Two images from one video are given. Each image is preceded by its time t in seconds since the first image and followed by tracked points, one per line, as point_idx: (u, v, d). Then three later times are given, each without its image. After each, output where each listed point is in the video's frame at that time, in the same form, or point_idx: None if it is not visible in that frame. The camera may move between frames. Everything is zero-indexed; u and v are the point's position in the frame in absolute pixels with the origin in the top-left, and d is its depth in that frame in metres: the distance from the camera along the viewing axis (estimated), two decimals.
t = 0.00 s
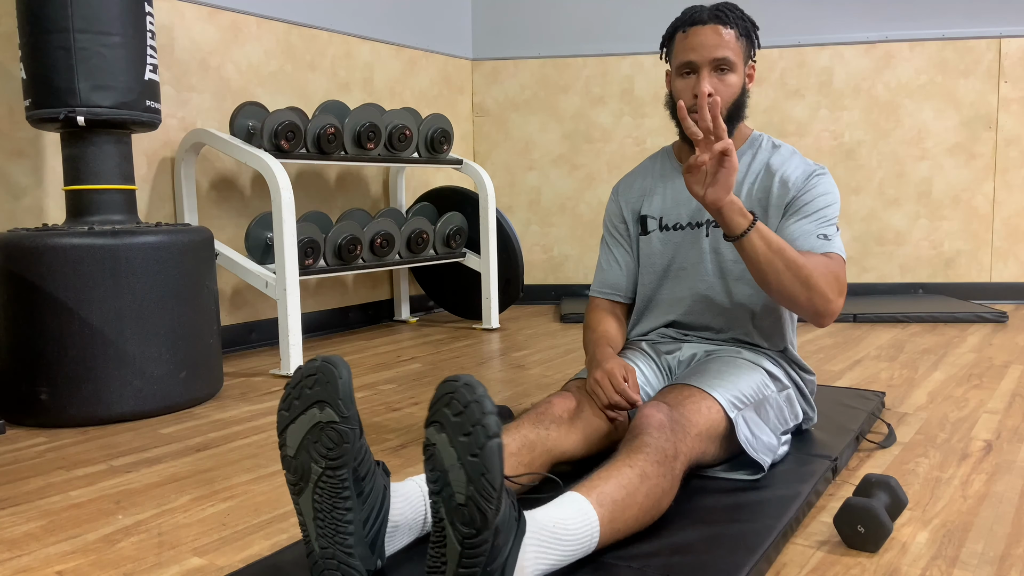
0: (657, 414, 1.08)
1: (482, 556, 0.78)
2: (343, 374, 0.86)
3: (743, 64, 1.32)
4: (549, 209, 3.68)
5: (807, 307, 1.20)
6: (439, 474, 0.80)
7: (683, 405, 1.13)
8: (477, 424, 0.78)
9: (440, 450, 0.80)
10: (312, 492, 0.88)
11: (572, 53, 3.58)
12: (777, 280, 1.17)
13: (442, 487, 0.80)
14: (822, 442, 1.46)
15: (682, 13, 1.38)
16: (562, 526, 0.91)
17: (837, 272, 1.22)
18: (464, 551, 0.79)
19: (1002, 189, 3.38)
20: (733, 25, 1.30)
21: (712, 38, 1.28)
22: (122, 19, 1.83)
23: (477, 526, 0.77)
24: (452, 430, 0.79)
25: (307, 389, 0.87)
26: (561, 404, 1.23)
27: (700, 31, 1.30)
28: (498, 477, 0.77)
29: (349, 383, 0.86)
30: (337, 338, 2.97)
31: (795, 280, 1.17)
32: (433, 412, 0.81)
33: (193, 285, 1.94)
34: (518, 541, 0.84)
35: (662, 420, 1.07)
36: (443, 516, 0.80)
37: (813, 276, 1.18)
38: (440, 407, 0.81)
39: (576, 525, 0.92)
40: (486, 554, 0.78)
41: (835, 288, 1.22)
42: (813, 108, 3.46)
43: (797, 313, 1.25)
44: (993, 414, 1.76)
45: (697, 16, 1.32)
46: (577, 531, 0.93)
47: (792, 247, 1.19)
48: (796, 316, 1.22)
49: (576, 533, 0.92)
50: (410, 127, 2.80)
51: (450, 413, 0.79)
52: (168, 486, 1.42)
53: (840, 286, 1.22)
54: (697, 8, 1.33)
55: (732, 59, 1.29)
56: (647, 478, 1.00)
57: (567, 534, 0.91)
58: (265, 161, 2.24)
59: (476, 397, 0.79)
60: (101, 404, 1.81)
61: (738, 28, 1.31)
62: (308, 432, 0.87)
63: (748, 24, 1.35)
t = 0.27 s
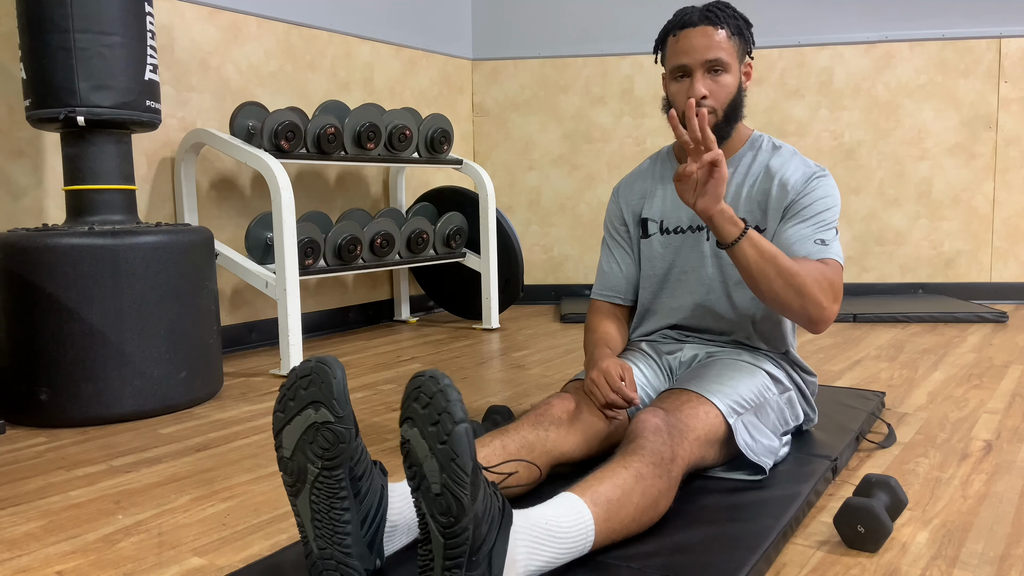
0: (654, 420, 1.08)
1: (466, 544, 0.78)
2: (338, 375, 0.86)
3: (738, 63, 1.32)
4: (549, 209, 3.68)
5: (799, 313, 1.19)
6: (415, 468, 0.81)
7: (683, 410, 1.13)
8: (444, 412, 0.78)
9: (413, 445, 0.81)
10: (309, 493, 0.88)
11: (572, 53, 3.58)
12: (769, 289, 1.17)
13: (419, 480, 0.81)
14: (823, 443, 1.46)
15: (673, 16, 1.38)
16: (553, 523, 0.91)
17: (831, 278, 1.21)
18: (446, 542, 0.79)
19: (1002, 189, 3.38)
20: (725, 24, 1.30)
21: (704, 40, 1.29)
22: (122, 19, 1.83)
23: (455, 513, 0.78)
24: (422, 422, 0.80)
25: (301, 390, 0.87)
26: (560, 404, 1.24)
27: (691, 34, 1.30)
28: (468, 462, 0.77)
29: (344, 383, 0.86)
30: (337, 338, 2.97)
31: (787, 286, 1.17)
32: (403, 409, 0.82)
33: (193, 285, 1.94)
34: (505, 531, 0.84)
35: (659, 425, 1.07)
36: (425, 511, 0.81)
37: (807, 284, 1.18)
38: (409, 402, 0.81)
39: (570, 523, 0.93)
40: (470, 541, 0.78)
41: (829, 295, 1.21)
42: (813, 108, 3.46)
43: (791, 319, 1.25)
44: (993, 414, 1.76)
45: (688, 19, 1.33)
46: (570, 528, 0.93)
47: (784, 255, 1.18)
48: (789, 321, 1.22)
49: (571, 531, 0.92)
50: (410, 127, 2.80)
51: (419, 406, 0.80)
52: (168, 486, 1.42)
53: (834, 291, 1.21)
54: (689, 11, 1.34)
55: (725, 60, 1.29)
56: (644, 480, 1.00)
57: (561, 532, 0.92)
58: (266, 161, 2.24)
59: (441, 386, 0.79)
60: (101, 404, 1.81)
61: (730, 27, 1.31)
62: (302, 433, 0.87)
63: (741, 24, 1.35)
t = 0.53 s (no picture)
0: (657, 419, 1.08)
1: (473, 550, 0.79)
2: (342, 375, 0.86)
3: (737, 64, 1.32)
4: (549, 209, 3.68)
5: (798, 313, 1.20)
6: (427, 470, 0.81)
7: (683, 410, 1.13)
8: (460, 417, 0.78)
9: (426, 447, 0.81)
10: (311, 493, 0.88)
11: (572, 53, 3.58)
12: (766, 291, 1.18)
13: (430, 483, 0.81)
14: (822, 443, 1.46)
15: (673, 17, 1.38)
16: (560, 526, 0.91)
17: (830, 278, 1.21)
18: (454, 547, 0.79)
19: (1002, 189, 3.38)
20: (724, 25, 1.30)
21: (703, 41, 1.29)
22: (122, 19, 1.83)
23: (465, 520, 0.78)
24: (437, 425, 0.80)
25: (305, 390, 0.87)
26: (561, 405, 1.24)
27: (690, 35, 1.30)
28: (482, 470, 0.78)
29: (348, 383, 0.86)
30: (337, 338, 2.97)
31: (787, 288, 1.17)
32: (418, 411, 0.82)
33: (193, 285, 1.94)
34: (512, 538, 0.84)
35: (662, 425, 1.07)
36: (434, 513, 0.81)
37: (807, 285, 1.18)
38: (425, 404, 0.81)
39: (574, 526, 0.93)
40: (477, 549, 0.79)
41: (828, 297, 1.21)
42: (813, 108, 3.46)
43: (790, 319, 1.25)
44: (993, 414, 1.76)
45: (687, 20, 1.33)
46: (575, 532, 0.93)
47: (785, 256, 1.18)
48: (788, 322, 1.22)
49: (574, 534, 0.93)
50: (410, 127, 2.80)
51: (434, 408, 0.80)
52: (168, 486, 1.42)
53: (832, 292, 1.21)
54: (688, 12, 1.34)
55: (724, 61, 1.29)
56: (647, 481, 1.00)
57: (564, 535, 0.92)
58: (266, 161, 2.24)
59: (459, 391, 0.79)
60: (101, 404, 1.81)
61: (729, 27, 1.31)
62: (305, 433, 0.87)
63: (740, 23, 1.35)
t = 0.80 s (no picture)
0: (656, 419, 1.08)
1: (473, 547, 0.79)
2: (347, 374, 0.86)
3: (737, 64, 1.32)
4: (549, 209, 3.69)
5: (794, 309, 1.20)
6: (426, 468, 0.81)
7: (683, 409, 1.13)
8: (459, 414, 0.78)
9: (425, 445, 0.81)
10: (314, 492, 0.88)
11: (572, 53, 3.58)
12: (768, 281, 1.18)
13: (429, 481, 0.81)
14: (823, 443, 1.46)
15: (674, 19, 1.38)
16: (559, 525, 0.91)
17: (830, 278, 1.21)
18: (454, 544, 0.79)
19: (1002, 189, 3.38)
20: (724, 26, 1.30)
21: (703, 42, 1.29)
22: (122, 19, 1.83)
23: (465, 517, 0.78)
24: (436, 423, 0.80)
25: (311, 388, 0.87)
26: (562, 405, 1.23)
27: (690, 36, 1.30)
28: (481, 467, 0.78)
29: (353, 383, 0.86)
30: (337, 338, 2.97)
31: (783, 284, 1.17)
32: (417, 409, 0.82)
33: (193, 285, 1.94)
34: (512, 535, 0.85)
35: (661, 424, 1.07)
36: (433, 511, 0.81)
37: (809, 282, 1.18)
38: (424, 402, 0.81)
39: (574, 525, 0.93)
40: (477, 546, 0.79)
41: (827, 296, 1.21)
42: (813, 108, 3.46)
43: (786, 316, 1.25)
44: (994, 414, 1.76)
45: (687, 21, 1.33)
46: (575, 530, 0.93)
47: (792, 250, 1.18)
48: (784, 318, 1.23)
49: (574, 532, 0.93)
50: (410, 127, 2.80)
51: (432, 407, 0.80)
52: (168, 486, 1.42)
53: (831, 290, 1.21)
54: (688, 13, 1.34)
55: (724, 61, 1.29)
56: (646, 480, 1.00)
57: (564, 533, 0.92)
58: (266, 161, 2.24)
59: (457, 388, 0.79)
60: (101, 404, 1.81)
61: (729, 28, 1.31)
62: (310, 432, 0.87)
63: (740, 24, 1.35)
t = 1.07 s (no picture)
0: (655, 418, 1.08)
1: (473, 547, 0.79)
2: (347, 374, 0.86)
3: (737, 63, 1.32)
4: (549, 209, 3.69)
5: (787, 307, 1.20)
6: (425, 468, 0.81)
7: (682, 409, 1.13)
8: (457, 413, 0.78)
9: (424, 445, 0.81)
10: (314, 491, 0.88)
11: (572, 53, 3.58)
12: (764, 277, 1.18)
13: (428, 480, 0.81)
14: (823, 442, 1.46)
15: (674, 19, 1.38)
16: (559, 525, 0.91)
17: (827, 277, 1.21)
18: (453, 544, 0.79)
19: (1002, 189, 3.38)
20: (724, 25, 1.30)
21: (703, 41, 1.29)
22: (122, 19, 1.83)
23: (464, 515, 0.78)
24: (434, 422, 0.80)
25: (311, 388, 0.87)
26: (562, 405, 1.23)
27: (691, 35, 1.30)
28: (480, 466, 0.78)
29: (353, 382, 0.87)
30: (337, 338, 2.97)
31: (777, 282, 1.17)
32: (415, 408, 0.82)
33: (193, 285, 1.94)
34: (511, 536, 0.85)
35: (660, 423, 1.07)
36: (432, 510, 0.81)
37: (806, 279, 1.17)
38: (422, 402, 0.81)
39: (574, 525, 0.93)
40: (476, 545, 0.79)
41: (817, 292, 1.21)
42: (813, 108, 3.46)
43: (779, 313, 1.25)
44: (993, 413, 1.76)
45: (688, 21, 1.33)
46: (574, 530, 0.93)
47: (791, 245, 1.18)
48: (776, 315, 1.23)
49: (574, 533, 0.93)
50: (410, 127, 2.80)
51: (431, 406, 0.80)
52: (168, 486, 1.42)
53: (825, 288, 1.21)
54: (689, 12, 1.34)
55: (724, 59, 1.29)
56: (646, 479, 1.00)
57: (564, 533, 0.92)
58: (265, 161, 2.24)
59: (456, 388, 0.79)
60: (101, 404, 1.81)
61: (729, 27, 1.31)
62: (310, 432, 0.87)
63: (741, 24, 1.35)
